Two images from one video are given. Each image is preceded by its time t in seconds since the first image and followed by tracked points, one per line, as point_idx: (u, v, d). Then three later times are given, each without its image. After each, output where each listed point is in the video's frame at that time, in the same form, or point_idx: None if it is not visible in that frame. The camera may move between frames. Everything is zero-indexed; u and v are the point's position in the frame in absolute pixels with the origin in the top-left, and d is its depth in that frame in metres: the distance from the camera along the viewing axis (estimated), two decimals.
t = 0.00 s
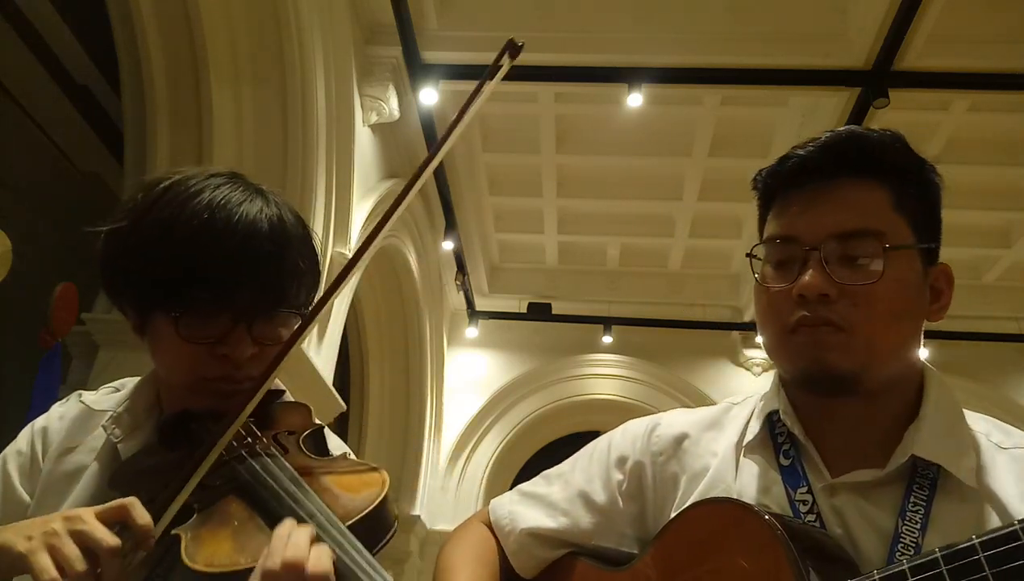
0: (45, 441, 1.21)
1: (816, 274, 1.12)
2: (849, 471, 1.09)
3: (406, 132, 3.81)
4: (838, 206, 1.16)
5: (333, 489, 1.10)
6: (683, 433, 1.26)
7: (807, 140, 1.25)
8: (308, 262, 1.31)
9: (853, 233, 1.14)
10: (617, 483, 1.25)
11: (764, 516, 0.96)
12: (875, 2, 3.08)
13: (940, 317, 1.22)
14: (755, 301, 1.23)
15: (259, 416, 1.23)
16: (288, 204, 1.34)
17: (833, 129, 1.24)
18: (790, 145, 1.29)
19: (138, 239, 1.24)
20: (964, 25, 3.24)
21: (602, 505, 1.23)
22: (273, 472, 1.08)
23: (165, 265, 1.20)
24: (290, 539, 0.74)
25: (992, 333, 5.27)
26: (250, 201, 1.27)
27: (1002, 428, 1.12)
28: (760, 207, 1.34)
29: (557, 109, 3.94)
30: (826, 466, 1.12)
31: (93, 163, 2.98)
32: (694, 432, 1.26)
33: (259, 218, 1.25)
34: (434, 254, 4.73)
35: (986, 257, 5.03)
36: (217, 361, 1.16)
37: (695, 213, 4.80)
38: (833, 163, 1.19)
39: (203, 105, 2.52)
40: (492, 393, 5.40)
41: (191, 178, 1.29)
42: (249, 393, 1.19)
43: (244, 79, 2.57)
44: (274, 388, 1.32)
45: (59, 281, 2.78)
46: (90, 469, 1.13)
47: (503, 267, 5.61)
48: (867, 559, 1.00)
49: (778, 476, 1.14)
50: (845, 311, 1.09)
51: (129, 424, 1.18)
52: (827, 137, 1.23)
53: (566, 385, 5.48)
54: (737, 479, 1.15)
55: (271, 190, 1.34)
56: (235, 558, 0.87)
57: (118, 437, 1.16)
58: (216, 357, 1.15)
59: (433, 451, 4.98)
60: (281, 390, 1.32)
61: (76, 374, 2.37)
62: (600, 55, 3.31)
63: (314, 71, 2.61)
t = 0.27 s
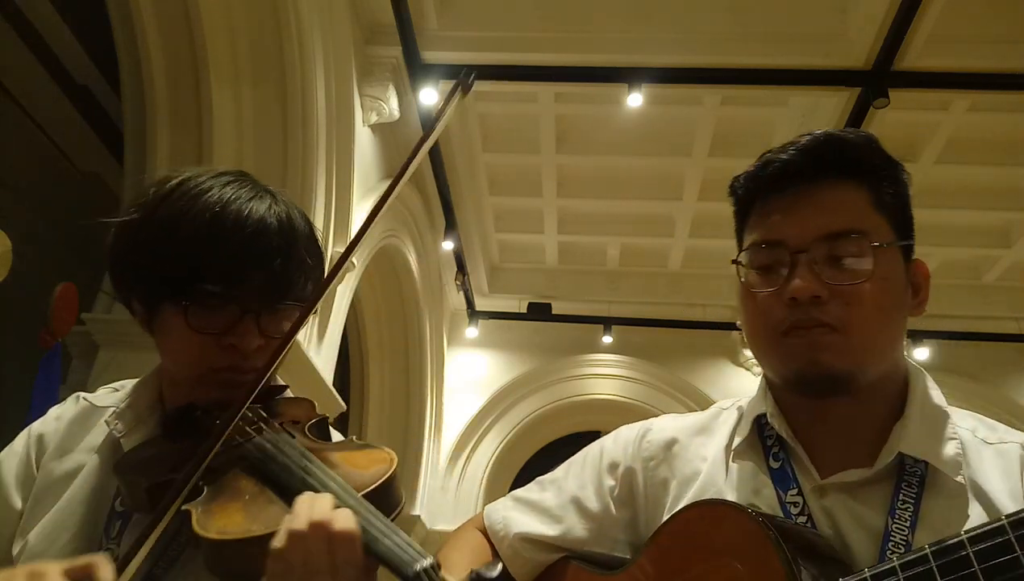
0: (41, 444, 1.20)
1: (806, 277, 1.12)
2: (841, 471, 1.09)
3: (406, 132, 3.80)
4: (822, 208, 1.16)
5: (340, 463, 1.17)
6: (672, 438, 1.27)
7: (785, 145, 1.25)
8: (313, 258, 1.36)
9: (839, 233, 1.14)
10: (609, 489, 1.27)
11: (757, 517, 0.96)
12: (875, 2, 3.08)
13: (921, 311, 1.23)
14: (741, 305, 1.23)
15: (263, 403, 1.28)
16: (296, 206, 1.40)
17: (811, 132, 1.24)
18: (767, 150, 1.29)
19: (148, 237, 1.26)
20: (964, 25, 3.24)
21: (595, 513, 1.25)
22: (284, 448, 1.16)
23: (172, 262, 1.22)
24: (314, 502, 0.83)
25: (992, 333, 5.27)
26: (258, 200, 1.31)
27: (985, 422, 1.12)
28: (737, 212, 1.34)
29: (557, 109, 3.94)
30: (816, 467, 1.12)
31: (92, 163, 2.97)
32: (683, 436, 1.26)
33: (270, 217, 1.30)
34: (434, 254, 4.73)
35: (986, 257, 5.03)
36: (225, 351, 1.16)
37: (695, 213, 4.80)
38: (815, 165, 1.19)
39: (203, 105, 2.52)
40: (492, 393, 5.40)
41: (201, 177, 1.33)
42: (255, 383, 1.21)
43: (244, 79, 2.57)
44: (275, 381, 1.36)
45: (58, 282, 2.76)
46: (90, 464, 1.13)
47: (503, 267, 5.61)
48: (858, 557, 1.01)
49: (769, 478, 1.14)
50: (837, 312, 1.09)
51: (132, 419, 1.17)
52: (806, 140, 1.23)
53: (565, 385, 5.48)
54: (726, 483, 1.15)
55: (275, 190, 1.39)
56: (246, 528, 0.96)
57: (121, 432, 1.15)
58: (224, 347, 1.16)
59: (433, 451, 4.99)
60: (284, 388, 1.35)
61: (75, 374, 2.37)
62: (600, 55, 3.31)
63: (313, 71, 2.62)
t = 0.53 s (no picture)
0: (42, 446, 1.23)
1: (774, 279, 1.13)
2: (833, 469, 1.09)
3: (406, 132, 3.81)
4: (788, 210, 1.18)
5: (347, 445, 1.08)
6: (667, 439, 1.26)
7: (746, 154, 1.26)
8: (318, 257, 1.36)
9: (803, 234, 1.15)
10: (604, 490, 1.27)
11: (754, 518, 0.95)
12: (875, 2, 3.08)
13: (903, 303, 1.22)
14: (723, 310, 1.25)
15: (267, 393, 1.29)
16: (302, 209, 1.39)
17: (769, 139, 1.25)
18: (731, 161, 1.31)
19: (156, 238, 1.29)
20: (964, 25, 3.24)
21: (592, 514, 1.26)
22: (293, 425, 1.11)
23: (181, 260, 1.24)
24: (326, 460, 0.82)
25: (993, 333, 5.26)
26: (264, 200, 1.31)
27: (977, 416, 1.12)
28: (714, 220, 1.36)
29: (557, 109, 3.94)
30: (809, 465, 1.12)
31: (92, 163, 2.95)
32: (676, 438, 1.26)
33: (275, 218, 1.29)
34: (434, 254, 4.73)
35: (986, 257, 5.03)
36: (232, 346, 1.18)
37: (695, 213, 4.80)
38: (776, 171, 1.21)
39: (203, 105, 2.52)
40: (492, 393, 5.40)
41: (207, 178, 1.34)
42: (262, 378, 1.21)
43: (244, 79, 2.58)
44: (278, 382, 1.37)
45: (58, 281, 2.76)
46: (92, 460, 1.16)
47: (503, 267, 5.61)
48: (853, 554, 1.00)
49: (763, 478, 1.13)
50: (807, 310, 1.10)
51: (136, 417, 1.19)
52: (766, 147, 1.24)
53: (565, 385, 5.48)
54: (723, 481, 1.14)
55: (278, 192, 1.37)
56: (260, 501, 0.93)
57: (125, 429, 1.18)
58: (231, 342, 1.18)
59: (433, 451, 4.99)
60: (287, 387, 1.36)
61: (76, 374, 2.38)
62: (600, 55, 3.31)
63: (313, 71, 2.62)
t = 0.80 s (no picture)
0: (43, 447, 1.24)
1: (770, 276, 1.13)
2: (830, 467, 1.09)
3: (406, 132, 3.81)
4: (784, 208, 1.17)
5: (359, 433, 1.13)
6: (665, 437, 1.26)
7: (741, 152, 1.26)
8: (327, 257, 1.40)
9: (799, 232, 1.15)
10: (602, 488, 1.27)
11: (750, 517, 0.95)
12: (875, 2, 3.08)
13: (899, 302, 1.22)
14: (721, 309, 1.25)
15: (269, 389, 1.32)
16: (311, 213, 1.43)
17: (764, 137, 1.25)
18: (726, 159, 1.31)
19: (168, 237, 1.32)
20: (964, 25, 3.24)
21: (590, 513, 1.26)
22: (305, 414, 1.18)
23: (193, 257, 1.28)
24: (342, 438, 0.91)
25: (992, 333, 5.26)
26: (273, 204, 1.35)
27: (974, 414, 1.12)
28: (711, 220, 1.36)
29: (557, 109, 3.94)
30: (806, 462, 1.12)
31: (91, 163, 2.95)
32: (674, 437, 1.26)
33: (287, 221, 1.34)
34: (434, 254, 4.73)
35: (986, 257, 5.03)
36: (241, 343, 1.23)
37: (695, 212, 4.80)
38: (772, 168, 1.21)
39: (203, 105, 2.53)
40: (492, 393, 5.40)
41: (217, 180, 1.37)
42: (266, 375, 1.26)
43: (244, 79, 2.57)
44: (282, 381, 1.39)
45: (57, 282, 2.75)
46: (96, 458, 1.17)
47: (503, 267, 5.61)
48: (850, 552, 1.00)
49: (760, 476, 1.13)
50: (803, 307, 1.09)
51: (142, 416, 1.22)
52: (762, 145, 1.24)
53: (565, 385, 5.48)
54: (721, 480, 1.14)
55: (286, 195, 1.41)
56: (277, 480, 0.99)
57: (130, 427, 1.20)
58: (240, 339, 1.22)
59: (433, 451, 4.98)
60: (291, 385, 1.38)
61: (76, 374, 2.38)
62: (600, 55, 3.31)
63: (314, 71, 2.62)
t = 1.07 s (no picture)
0: (49, 445, 1.25)
1: (789, 269, 1.13)
2: (836, 466, 1.09)
3: (407, 132, 3.81)
4: (805, 200, 1.17)
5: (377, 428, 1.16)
6: (669, 433, 1.26)
7: (765, 143, 1.26)
8: (337, 260, 1.44)
9: (819, 226, 1.14)
10: (606, 483, 1.27)
11: (754, 514, 0.96)
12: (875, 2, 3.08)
13: (912, 305, 1.23)
14: (732, 301, 1.24)
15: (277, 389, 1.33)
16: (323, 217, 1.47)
17: (791, 130, 1.25)
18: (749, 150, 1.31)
19: (184, 238, 1.36)
20: (964, 25, 3.24)
21: (592, 507, 1.26)
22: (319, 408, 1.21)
23: (207, 255, 1.32)
24: (373, 433, 0.87)
25: (993, 333, 5.26)
26: (286, 206, 1.39)
27: (982, 416, 1.11)
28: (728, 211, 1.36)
29: (556, 109, 3.94)
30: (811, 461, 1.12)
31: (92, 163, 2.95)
32: (679, 433, 1.26)
33: (297, 222, 1.38)
34: (434, 254, 4.73)
35: (986, 257, 5.03)
36: (252, 342, 1.24)
37: (695, 212, 4.80)
38: (796, 160, 1.20)
39: (204, 105, 2.53)
40: (492, 393, 5.40)
41: (230, 184, 1.42)
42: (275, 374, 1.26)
43: (244, 79, 2.57)
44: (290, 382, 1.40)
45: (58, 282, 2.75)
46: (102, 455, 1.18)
47: (503, 267, 5.61)
48: (855, 551, 1.00)
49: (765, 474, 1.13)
50: (822, 301, 1.09)
51: (151, 412, 1.22)
52: (786, 137, 1.24)
53: (565, 385, 5.48)
54: (724, 477, 1.14)
55: (296, 198, 1.45)
56: (296, 471, 1.01)
57: (139, 423, 1.19)
58: (251, 338, 1.24)
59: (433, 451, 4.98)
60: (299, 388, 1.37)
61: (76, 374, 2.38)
62: (600, 55, 3.31)
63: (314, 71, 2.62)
